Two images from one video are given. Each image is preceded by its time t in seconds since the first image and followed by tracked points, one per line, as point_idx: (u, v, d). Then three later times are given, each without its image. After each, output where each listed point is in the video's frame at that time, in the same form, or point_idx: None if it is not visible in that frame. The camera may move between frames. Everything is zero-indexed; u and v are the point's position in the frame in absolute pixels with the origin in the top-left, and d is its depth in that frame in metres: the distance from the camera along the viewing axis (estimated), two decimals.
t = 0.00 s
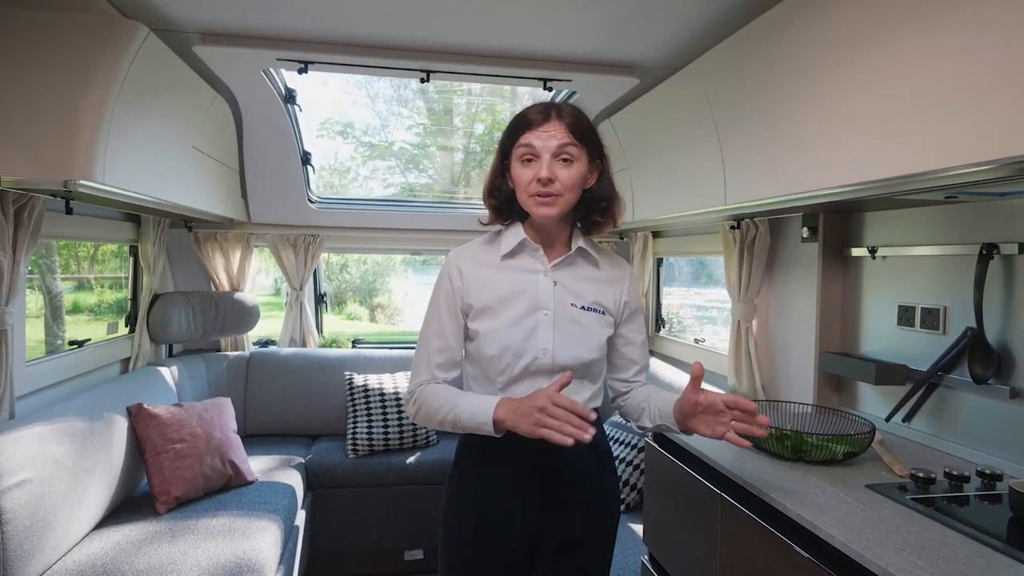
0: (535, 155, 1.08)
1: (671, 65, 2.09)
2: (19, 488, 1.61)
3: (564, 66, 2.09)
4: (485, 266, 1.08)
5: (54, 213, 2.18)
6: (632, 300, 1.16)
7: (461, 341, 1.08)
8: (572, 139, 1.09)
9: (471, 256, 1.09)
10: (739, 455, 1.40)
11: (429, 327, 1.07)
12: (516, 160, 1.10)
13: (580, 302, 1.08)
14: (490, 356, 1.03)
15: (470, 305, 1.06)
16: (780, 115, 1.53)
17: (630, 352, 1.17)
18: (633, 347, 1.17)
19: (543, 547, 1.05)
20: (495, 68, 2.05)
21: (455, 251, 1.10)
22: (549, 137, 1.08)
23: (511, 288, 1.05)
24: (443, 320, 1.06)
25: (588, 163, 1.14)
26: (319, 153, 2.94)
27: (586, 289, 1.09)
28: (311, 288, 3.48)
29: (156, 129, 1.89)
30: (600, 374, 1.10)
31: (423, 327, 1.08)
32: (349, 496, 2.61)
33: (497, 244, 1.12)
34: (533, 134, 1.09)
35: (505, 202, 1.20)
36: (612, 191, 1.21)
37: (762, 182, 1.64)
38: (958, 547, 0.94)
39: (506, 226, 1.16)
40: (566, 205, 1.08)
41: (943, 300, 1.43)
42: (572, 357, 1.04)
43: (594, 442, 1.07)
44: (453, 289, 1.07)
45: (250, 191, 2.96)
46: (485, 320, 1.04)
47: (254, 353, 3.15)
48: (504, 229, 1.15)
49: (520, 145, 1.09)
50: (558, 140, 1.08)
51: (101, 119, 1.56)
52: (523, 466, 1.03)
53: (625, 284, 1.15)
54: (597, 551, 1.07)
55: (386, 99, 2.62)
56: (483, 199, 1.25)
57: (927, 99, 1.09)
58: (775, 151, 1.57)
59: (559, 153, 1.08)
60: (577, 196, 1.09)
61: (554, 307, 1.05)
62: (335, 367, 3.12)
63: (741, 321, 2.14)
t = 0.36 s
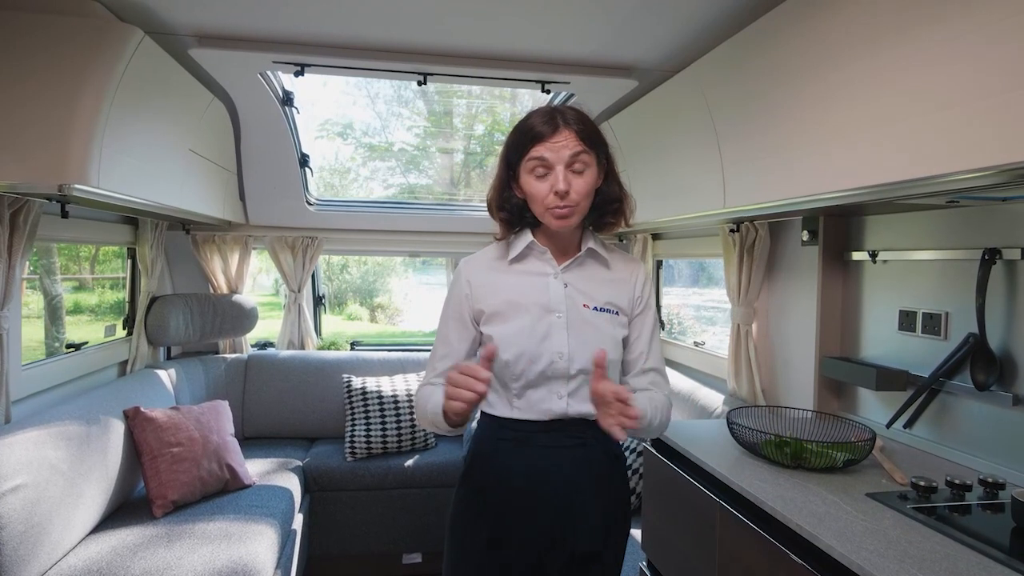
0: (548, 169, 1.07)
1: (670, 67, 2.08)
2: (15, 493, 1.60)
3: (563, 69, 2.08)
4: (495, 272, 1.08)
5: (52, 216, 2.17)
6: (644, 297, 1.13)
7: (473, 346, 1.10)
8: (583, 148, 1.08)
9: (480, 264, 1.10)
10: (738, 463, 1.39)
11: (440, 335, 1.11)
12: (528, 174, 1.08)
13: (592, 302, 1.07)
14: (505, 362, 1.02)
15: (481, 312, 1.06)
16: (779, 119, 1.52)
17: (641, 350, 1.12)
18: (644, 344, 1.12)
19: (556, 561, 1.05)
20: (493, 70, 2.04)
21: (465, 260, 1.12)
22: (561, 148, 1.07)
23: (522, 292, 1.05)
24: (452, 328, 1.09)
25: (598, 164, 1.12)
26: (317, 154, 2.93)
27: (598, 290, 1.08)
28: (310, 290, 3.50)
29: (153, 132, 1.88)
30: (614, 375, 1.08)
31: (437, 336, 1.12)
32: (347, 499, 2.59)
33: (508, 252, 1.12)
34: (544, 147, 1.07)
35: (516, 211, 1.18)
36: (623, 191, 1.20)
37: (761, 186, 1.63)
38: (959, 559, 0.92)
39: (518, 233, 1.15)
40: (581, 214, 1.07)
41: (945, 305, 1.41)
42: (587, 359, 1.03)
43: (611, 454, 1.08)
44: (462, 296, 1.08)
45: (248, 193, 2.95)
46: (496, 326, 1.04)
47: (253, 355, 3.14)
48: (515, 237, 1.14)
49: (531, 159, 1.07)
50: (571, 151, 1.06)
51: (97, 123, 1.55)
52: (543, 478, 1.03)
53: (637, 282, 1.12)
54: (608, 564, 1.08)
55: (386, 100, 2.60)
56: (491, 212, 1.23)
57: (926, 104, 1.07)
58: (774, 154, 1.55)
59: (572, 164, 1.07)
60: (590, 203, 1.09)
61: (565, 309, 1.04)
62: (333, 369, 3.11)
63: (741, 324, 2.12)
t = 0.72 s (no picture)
0: (552, 167, 1.06)
1: (670, 68, 2.07)
2: (13, 495, 1.60)
3: (562, 70, 2.07)
4: (500, 276, 1.09)
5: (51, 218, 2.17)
6: (650, 297, 1.11)
7: (481, 351, 1.12)
8: (587, 146, 1.07)
9: (486, 269, 1.12)
10: (737, 467, 1.38)
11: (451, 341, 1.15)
12: (533, 174, 1.08)
13: (598, 305, 1.06)
14: (511, 366, 1.04)
15: (486, 317, 1.08)
16: (778, 121, 1.51)
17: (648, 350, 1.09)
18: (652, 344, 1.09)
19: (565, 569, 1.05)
20: (492, 72, 2.04)
21: (471, 268, 1.14)
22: (565, 146, 1.07)
23: (526, 296, 1.06)
24: (462, 334, 1.12)
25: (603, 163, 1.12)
26: (316, 155, 2.92)
27: (603, 292, 1.08)
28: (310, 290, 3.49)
29: (151, 133, 1.88)
30: (621, 378, 1.07)
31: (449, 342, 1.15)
32: (346, 501, 2.59)
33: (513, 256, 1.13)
34: (547, 145, 1.08)
35: (522, 214, 1.17)
36: (628, 190, 1.19)
37: (760, 188, 1.62)
38: (959, 565, 0.92)
39: (524, 237, 1.15)
40: (589, 213, 1.06)
41: (946, 308, 1.41)
42: (593, 362, 1.03)
43: (622, 466, 1.10)
44: (469, 303, 1.11)
45: (247, 194, 2.94)
46: (502, 330, 1.06)
47: (252, 356, 3.14)
48: (521, 240, 1.14)
49: (535, 159, 1.07)
50: (574, 149, 1.06)
51: (95, 125, 1.55)
52: (559, 491, 1.04)
53: (642, 283, 1.11)
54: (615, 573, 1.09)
55: (387, 100, 2.60)
56: (495, 216, 1.22)
57: (926, 106, 1.07)
58: (773, 156, 1.54)
59: (577, 162, 1.06)
60: (597, 201, 1.08)
61: (570, 313, 1.04)
62: (333, 370, 3.11)
63: (740, 326, 2.11)
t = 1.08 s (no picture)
0: (553, 170, 1.06)
1: (671, 69, 2.07)
2: (15, 496, 1.60)
3: (563, 72, 2.07)
4: (503, 281, 1.10)
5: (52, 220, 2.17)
6: (655, 303, 1.11)
7: (484, 355, 1.13)
8: (588, 147, 1.07)
9: (489, 273, 1.12)
10: (736, 470, 1.38)
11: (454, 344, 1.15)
12: (534, 176, 1.08)
13: (601, 311, 1.06)
14: (513, 373, 1.04)
15: (489, 322, 1.08)
16: (779, 124, 1.50)
17: (653, 357, 1.08)
18: (656, 350, 1.08)
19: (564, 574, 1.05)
20: (492, 73, 2.04)
21: (474, 272, 1.14)
22: (565, 148, 1.06)
23: (529, 301, 1.06)
24: (465, 338, 1.12)
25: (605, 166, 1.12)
26: (316, 156, 2.92)
27: (606, 298, 1.08)
28: (310, 291, 3.49)
29: (152, 136, 1.88)
30: (625, 383, 1.07)
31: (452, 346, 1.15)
32: (347, 501, 2.59)
33: (516, 261, 1.14)
34: (547, 148, 1.08)
35: (524, 216, 1.18)
36: (631, 192, 1.19)
37: (760, 191, 1.61)
38: (958, 571, 0.91)
39: (526, 241, 1.16)
40: (590, 216, 1.06)
41: (947, 311, 1.41)
42: (596, 368, 1.03)
43: (623, 473, 1.10)
44: (472, 307, 1.11)
45: (247, 195, 2.95)
46: (504, 335, 1.06)
47: (253, 357, 3.15)
48: (523, 244, 1.15)
49: (536, 161, 1.07)
50: (574, 150, 1.06)
51: (96, 127, 1.55)
52: (557, 494, 1.04)
53: (646, 288, 1.11)
54: None
55: (388, 101, 2.60)
56: (498, 218, 1.23)
57: (926, 110, 1.07)
58: (773, 159, 1.54)
59: (577, 164, 1.06)
60: (598, 204, 1.07)
61: (573, 318, 1.04)
62: (333, 371, 3.11)
63: (740, 328, 2.11)
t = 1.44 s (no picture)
0: (550, 162, 1.05)
1: (670, 67, 2.06)
2: (12, 494, 1.59)
3: (562, 69, 2.05)
4: (502, 279, 1.09)
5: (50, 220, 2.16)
6: (656, 304, 1.10)
7: (483, 353, 1.12)
8: (586, 140, 1.06)
9: (488, 271, 1.11)
10: (735, 471, 1.37)
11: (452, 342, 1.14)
12: (531, 171, 1.07)
13: (601, 312, 1.05)
14: (511, 372, 1.03)
15: (487, 320, 1.07)
16: (778, 121, 1.49)
17: (653, 357, 1.07)
18: (656, 351, 1.07)
19: None
20: (491, 71, 2.02)
21: (472, 269, 1.13)
22: (562, 141, 1.05)
23: (527, 301, 1.05)
24: (463, 336, 1.11)
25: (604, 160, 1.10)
26: (315, 156, 2.91)
27: (606, 297, 1.06)
28: (309, 291, 3.49)
29: (149, 135, 1.87)
30: (624, 384, 1.06)
31: (449, 343, 1.14)
32: (345, 501, 2.59)
33: (514, 259, 1.12)
34: (544, 141, 1.06)
35: (522, 213, 1.17)
36: (631, 188, 1.17)
37: (760, 189, 1.60)
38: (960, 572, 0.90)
39: (525, 238, 1.15)
40: (588, 211, 1.04)
41: (949, 310, 1.39)
42: (595, 369, 1.02)
43: (620, 473, 1.09)
44: (470, 305, 1.10)
45: (246, 194, 2.94)
46: (503, 334, 1.05)
47: (252, 356, 3.14)
48: (522, 242, 1.14)
49: (533, 154, 1.06)
50: (572, 143, 1.05)
51: (93, 125, 1.55)
52: (554, 496, 1.03)
53: (647, 288, 1.10)
54: None
55: (389, 102, 2.59)
56: (497, 213, 1.22)
57: (926, 106, 1.05)
58: (773, 157, 1.52)
59: (574, 156, 1.04)
60: (597, 199, 1.06)
61: (572, 319, 1.03)
62: (332, 371, 3.10)
63: (741, 328, 2.10)
